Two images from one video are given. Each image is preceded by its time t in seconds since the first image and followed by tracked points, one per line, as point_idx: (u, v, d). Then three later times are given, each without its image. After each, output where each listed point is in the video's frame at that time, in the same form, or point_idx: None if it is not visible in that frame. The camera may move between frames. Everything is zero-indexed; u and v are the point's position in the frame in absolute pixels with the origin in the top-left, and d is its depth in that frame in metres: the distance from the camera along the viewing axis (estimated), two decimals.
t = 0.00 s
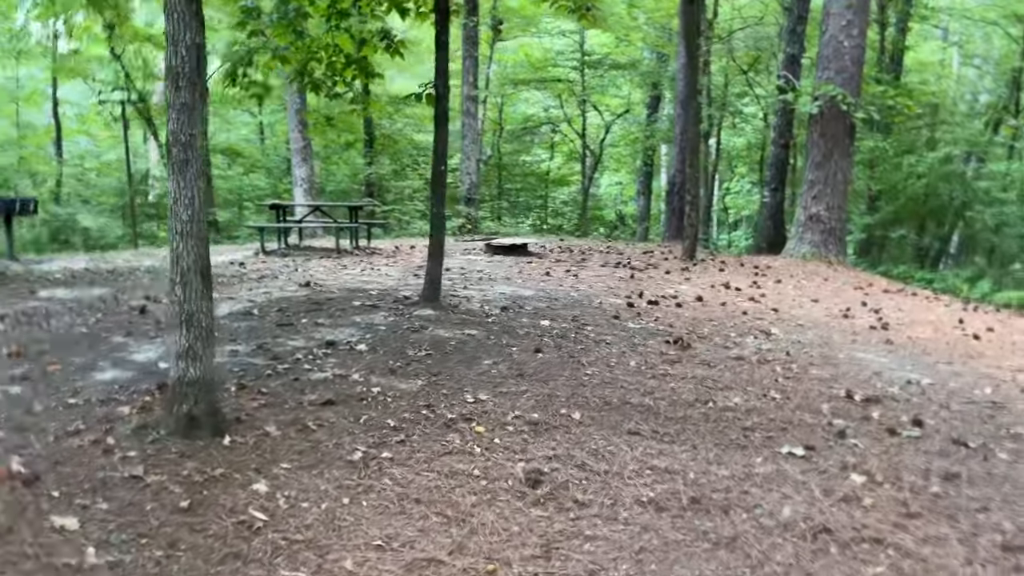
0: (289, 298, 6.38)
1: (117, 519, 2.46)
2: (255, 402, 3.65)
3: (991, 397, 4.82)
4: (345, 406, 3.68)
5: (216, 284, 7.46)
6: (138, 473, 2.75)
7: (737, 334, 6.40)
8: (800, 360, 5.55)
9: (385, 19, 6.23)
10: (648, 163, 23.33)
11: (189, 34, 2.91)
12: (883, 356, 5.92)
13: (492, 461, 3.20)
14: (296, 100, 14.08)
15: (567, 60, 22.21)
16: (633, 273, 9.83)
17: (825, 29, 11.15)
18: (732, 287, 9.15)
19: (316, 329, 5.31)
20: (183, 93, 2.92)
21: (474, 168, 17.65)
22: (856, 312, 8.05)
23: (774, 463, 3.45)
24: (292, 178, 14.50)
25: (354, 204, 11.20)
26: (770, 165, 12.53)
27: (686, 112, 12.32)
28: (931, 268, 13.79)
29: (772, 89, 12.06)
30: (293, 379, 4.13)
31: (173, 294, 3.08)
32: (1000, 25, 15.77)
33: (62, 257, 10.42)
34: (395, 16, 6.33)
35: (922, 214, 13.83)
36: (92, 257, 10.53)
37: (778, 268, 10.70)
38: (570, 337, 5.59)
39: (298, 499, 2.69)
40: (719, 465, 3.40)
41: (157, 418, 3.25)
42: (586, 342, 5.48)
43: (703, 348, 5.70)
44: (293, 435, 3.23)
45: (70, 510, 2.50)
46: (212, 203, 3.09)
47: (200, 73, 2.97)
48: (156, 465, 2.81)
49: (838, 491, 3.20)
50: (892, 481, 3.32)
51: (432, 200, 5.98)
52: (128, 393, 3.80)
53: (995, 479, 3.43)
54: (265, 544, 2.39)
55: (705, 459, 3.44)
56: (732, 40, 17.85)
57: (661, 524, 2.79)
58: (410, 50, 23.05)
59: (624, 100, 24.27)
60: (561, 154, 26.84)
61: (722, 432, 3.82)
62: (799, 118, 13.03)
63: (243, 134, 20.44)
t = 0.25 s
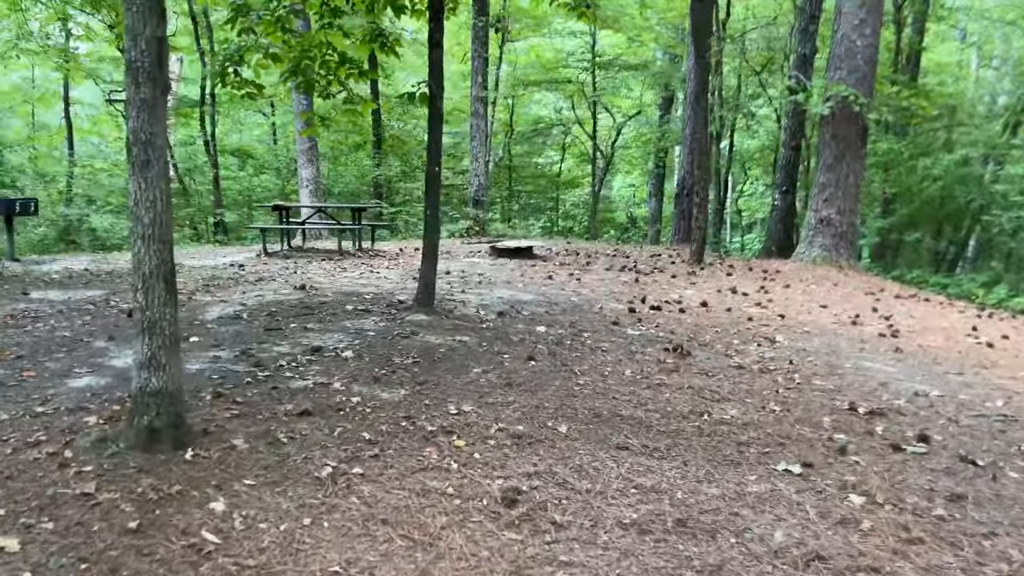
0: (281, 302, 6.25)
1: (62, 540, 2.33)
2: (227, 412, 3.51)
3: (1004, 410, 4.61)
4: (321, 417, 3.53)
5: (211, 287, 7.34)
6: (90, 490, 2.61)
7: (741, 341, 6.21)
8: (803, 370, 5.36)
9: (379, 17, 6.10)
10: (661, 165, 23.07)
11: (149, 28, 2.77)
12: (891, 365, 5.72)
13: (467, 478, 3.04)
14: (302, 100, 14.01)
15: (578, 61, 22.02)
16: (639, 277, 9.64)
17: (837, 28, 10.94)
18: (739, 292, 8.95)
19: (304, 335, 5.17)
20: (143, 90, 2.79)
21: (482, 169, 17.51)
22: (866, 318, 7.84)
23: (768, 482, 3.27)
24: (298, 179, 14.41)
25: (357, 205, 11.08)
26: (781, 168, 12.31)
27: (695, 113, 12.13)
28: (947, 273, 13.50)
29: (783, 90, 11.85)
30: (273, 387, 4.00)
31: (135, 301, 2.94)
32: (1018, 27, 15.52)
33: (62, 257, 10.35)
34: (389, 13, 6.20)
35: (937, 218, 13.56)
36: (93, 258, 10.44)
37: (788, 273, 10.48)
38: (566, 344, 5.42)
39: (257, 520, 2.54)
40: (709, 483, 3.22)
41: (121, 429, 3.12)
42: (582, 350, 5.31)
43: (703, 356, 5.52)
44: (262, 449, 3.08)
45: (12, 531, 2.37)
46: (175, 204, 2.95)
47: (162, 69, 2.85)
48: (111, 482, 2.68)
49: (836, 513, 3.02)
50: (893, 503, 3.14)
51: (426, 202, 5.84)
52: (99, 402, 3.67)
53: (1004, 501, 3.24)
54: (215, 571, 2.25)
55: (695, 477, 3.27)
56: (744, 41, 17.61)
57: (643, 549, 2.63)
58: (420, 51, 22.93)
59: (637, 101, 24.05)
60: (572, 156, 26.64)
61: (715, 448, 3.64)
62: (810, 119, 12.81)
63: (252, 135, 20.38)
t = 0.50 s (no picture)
0: (273, 301, 6.06)
1: None
2: (195, 420, 3.31)
3: None
4: (294, 426, 3.33)
5: (207, 284, 7.17)
6: (29, 506, 2.42)
7: (749, 345, 5.94)
8: (814, 376, 5.10)
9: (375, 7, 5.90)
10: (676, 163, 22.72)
11: (100, 9, 2.57)
12: (908, 372, 5.44)
13: (444, 494, 2.82)
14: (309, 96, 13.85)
15: (592, 57, 21.72)
16: (648, 278, 9.40)
17: (854, 22, 10.63)
18: (751, 293, 8.67)
19: (292, 336, 4.97)
20: (93, 76, 2.59)
21: (493, 167, 17.28)
22: (883, 321, 7.55)
23: (771, 501, 3.03)
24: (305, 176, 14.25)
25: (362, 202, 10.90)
26: (796, 166, 12.01)
27: (708, 109, 11.86)
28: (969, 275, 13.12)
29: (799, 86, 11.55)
30: (250, 391, 3.81)
31: (88, 302, 2.74)
32: None
33: (65, 254, 10.26)
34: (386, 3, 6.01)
35: (959, 218, 13.19)
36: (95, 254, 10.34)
37: (802, 273, 10.19)
38: (565, 347, 5.19)
39: (206, 541, 2.34)
40: (706, 501, 2.99)
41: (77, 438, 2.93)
42: (581, 354, 5.08)
43: (709, 361, 5.28)
44: (224, 461, 2.88)
45: None
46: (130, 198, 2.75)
47: (115, 52, 2.64)
48: (53, 497, 2.48)
49: (843, 536, 2.78)
50: (906, 525, 2.90)
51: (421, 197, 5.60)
52: (65, 406, 3.50)
53: None
54: None
55: (692, 494, 3.04)
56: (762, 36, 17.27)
57: None
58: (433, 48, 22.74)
59: (652, 99, 23.71)
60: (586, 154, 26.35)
61: (715, 461, 3.41)
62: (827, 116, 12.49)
63: (263, 131, 20.28)
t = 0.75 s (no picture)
0: (268, 310, 5.92)
1: None
2: (167, 437, 3.15)
3: None
4: (271, 444, 3.16)
5: (204, 292, 7.05)
6: None
7: (759, 356, 5.72)
8: (826, 390, 4.88)
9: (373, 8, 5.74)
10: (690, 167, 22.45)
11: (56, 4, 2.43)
12: (925, 386, 5.21)
13: (422, 522, 2.64)
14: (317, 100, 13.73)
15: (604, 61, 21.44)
16: (656, 285, 9.19)
17: (870, 24, 10.39)
18: (762, 301, 8.44)
19: (283, 346, 4.82)
20: (49, 76, 2.44)
21: (503, 171, 17.10)
22: (899, 331, 7.31)
23: (774, 530, 2.83)
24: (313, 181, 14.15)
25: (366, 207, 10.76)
26: (810, 170, 11.76)
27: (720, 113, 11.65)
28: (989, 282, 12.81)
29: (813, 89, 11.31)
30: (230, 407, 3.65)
31: (46, 316, 2.58)
32: None
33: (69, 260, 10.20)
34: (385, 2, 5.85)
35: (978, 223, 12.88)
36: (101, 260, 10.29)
37: (816, 281, 9.94)
38: (565, 359, 5.00)
39: None
40: (704, 530, 2.79)
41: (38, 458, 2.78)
42: (582, 365, 4.89)
43: (716, 373, 5.08)
44: (191, 484, 2.72)
45: None
46: (91, 205, 2.60)
47: (72, 51, 2.49)
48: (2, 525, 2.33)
49: (851, 571, 2.58)
50: (919, 558, 2.69)
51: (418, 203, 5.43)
52: (35, 422, 3.35)
53: None
54: None
55: (689, 522, 2.84)
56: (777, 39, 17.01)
57: None
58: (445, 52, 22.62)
59: (666, 103, 23.47)
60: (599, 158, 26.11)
61: (716, 484, 3.21)
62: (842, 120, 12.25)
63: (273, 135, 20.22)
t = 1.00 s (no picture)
0: (260, 318, 5.74)
1: None
2: (129, 457, 2.97)
3: None
4: (239, 465, 2.97)
5: (199, 298, 6.90)
6: None
7: (768, 368, 5.48)
8: (838, 406, 4.64)
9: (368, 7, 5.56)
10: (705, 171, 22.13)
11: None
12: (944, 401, 4.94)
13: (390, 556, 2.44)
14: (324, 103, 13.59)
15: (618, 63, 21.17)
16: (665, 291, 8.95)
17: (887, 23, 10.11)
18: (774, 308, 8.19)
19: (268, 357, 4.64)
20: None
21: (514, 175, 16.89)
22: (917, 340, 7.02)
23: (775, 565, 2.61)
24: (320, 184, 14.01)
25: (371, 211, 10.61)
26: (825, 173, 11.47)
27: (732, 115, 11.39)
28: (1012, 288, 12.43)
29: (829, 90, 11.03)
30: (204, 423, 3.47)
31: None
32: None
33: (71, 264, 10.13)
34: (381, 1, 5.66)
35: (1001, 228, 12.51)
36: (103, 264, 10.20)
37: (831, 287, 9.65)
38: (563, 371, 4.78)
39: None
40: (698, 565, 2.58)
41: None
42: (581, 378, 4.67)
43: (722, 386, 4.86)
44: (144, 511, 2.54)
45: None
46: (37, 213, 2.43)
47: (14, 48, 2.33)
48: None
49: None
50: None
51: (413, 209, 5.23)
52: None
53: None
54: None
55: (681, 556, 2.62)
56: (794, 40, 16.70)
57: None
58: (457, 54, 22.46)
59: (681, 105, 23.16)
60: (612, 161, 25.84)
61: (714, 512, 2.99)
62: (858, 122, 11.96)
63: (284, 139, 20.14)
